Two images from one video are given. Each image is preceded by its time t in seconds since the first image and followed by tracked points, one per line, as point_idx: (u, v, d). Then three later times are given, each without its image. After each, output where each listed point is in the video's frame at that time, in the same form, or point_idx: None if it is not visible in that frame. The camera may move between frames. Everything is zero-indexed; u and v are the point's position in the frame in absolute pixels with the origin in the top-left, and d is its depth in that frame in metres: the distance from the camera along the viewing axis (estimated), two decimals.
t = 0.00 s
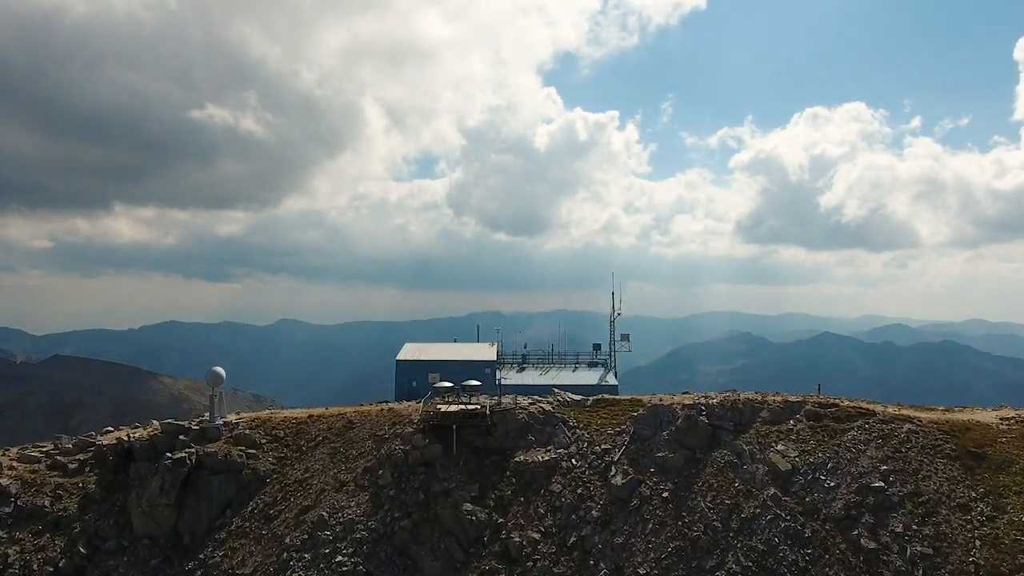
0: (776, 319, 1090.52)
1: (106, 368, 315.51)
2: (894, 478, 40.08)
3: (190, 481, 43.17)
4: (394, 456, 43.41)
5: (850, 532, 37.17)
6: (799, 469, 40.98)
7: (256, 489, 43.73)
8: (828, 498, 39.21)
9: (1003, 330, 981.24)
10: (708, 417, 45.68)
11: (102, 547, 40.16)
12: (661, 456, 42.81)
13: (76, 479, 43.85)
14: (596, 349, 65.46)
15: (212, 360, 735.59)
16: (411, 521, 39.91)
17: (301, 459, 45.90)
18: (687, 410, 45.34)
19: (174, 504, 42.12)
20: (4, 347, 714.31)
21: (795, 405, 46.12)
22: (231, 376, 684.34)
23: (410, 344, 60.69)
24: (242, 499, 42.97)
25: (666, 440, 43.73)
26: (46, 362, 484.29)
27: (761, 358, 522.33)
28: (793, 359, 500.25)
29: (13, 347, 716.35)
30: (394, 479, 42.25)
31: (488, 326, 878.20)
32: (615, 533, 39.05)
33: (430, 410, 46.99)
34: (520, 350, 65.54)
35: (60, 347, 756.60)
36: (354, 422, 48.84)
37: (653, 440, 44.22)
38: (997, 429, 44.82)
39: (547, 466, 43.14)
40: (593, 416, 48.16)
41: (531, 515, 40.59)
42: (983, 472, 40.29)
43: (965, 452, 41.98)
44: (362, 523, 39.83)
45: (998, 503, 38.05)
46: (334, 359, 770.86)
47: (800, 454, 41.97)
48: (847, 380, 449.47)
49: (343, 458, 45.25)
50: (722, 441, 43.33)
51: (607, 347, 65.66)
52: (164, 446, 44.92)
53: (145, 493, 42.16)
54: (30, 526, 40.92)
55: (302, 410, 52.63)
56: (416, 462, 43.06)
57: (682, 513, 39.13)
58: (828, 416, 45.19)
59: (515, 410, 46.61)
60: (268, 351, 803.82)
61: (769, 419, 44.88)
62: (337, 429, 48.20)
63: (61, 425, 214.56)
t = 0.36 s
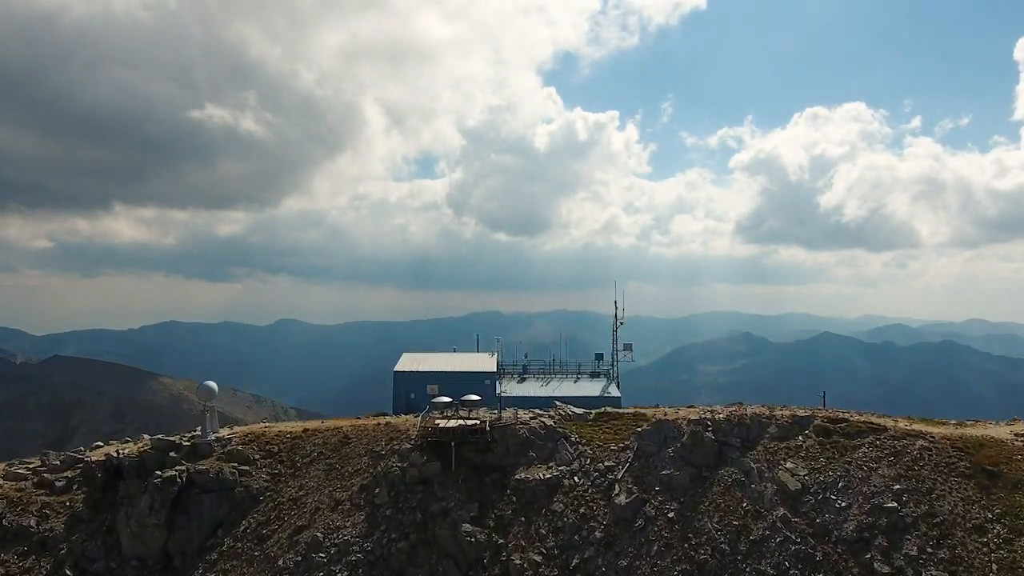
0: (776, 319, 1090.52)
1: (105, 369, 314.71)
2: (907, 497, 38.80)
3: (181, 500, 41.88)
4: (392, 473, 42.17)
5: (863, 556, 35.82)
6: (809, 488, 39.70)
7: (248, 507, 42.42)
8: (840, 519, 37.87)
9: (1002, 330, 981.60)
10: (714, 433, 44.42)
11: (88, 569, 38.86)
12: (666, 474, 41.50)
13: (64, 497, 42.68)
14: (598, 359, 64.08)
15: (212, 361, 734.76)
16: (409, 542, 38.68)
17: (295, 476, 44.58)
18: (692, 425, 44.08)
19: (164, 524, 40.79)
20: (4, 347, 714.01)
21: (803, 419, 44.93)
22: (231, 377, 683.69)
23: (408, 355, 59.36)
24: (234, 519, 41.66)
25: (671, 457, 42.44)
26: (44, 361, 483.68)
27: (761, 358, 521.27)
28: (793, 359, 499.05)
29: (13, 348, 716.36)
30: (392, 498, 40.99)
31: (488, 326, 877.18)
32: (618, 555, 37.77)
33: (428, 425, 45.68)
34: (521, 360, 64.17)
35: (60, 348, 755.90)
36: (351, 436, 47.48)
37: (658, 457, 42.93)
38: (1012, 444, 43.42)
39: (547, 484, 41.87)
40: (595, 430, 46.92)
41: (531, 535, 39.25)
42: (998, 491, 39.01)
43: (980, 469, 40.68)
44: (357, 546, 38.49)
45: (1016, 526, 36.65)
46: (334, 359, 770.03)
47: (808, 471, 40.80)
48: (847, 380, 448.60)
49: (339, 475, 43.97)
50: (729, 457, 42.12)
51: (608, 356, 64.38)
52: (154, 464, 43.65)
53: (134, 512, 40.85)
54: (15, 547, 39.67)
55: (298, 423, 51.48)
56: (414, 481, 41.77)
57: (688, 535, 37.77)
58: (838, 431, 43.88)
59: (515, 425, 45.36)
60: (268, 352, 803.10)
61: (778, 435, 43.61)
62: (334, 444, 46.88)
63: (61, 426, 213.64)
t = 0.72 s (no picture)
0: (775, 319, 1090.16)
1: (105, 369, 314.10)
2: (920, 517, 37.62)
3: (172, 520, 40.66)
4: (389, 491, 40.95)
5: None
6: (818, 508, 38.52)
7: (241, 526, 41.22)
8: (850, 540, 36.75)
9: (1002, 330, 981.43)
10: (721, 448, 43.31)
11: None
12: (671, 493, 40.30)
13: (52, 516, 41.53)
14: (600, 368, 62.74)
15: (212, 361, 733.98)
16: (406, 565, 37.45)
17: (290, 493, 43.23)
18: (698, 441, 42.91)
19: (155, 544, 39.63)
20: (4, 347, 714.06)
21: (811, 435, 43.80)
22: (231, 377, 683.25)
23: (406, 365, 58.15)
24: (226, 538, 40.44)
25: (677, 475, 41.20)
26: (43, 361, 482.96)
27: (761, 358, 520.33)
28: (794, 358, 498.11)
29: (14, 347, 716.57)
30: (388, 518, 39.82)
31: (488, 326, 876.43)
32: None
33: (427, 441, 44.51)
34: (522, 370, 62.94)
35: (60, 348, 755.11)
36: (348, 451, 46.27)
37: (663, 475, 41.74)
38: None
39: (550, 503, 40.63)
40: (598, 446, 45.72)
41: (533, 557, 38.10)
42: (1016, 511, 37.78)
43: (994, 488, 39.48)
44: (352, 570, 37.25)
45: None
46: (334, 359, 769.85)
47: (818, 489, 39.63)
48: (847, 380, 447.96)
49: (335, 492, 42.81)
50: (736, 475, 40.98)
51: (611, 366, 62.97)
52: (145, 481, 42.55)
53: (123, 533, 39.75)
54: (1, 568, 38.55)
55: (295, 436, 50.52)
56: (412, 500, 40.54)
57: (694, 558, 36.55)
58: (847, 448, 42.83)
59: (516, 440, 44.16)
60: (268, 352, 802.04)
61: (786, 452, 42.44)
62: (330, 459, 45.71)
63: (61, 426, 212.74)
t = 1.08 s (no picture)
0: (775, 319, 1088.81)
1: (105, 370, 313.31)
2: (934, 543, 36.43)
3: (162, 544, 39.46)
4: (386, 514, 39.71)
5: None
6: (829, 533, 37.30)
7: (233, 550, 39.95)
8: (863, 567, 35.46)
9: (1002, 330, 980.16)
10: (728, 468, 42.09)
11: None
12: (677, 516, 39.09)
13: (38, 539, 40.35)
14: (602, 382, 61.49)
15: (212, 361, 733.19)
16: None
17: (284, 515, 41.98)
18: (704, 462, 41.68)
19: (144, 570, 38.43)
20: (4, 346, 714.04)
21: (821, 456, 42.57)
22: (231, 378, 682.88)
23: (405, 378, 57.01)
24: (218, 563, 39.19)
25: (682, 497, 40.00)
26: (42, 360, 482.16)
27: (761, 358, 519.62)
28: (794, 358, 497.32)
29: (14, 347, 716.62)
30: (384, 542, 38.55)
31: (488, 326, 875.11)
32: None
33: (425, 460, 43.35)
34: (523, 384, 61.73)
35: (60, 348, 754.49)
36: (344, 470, 45.00)
37: (668, 497, 40.53)
38: None
39: (552, 526, 39.38)
40: (601, 465, 44.45)
41: None
42: None
43: (1010, 511, 38.24)
44: None
45: None
46: (334, 359, 769.59)
47: (828, 512, 38.39)
48: (847, 380, 447.09)
49: (330, 514, 41.50)
50: (744, 498, 39.74)
51: (613, 380, 61.72)
52: (135, 504, 41.37)
53: (111, 558, 38.54)
54: None
55: (290, 452, 49.34)
56: (410, 523, 39.37)
57: None
58: (857, 468, 41.64)
59: (517, 460, 42.99)
60: (268, 352, 800.99)
61: (795, 472, 41.25)
62: (326, 478, 44.44)
63: (61, 427, 211.57)
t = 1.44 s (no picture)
0: (775, 319, 1087.82)
1: (105, 371, 312.30)
2: (948, 565, 35.48)
3: (153, 566, 38.50)
4: (383, 533, 38.84)
5: None
6: (838, 554, 36.36)
7: (225, 571, 38.94)
8: None
9: (1002, 330, 979.84)
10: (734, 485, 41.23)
11: None
12: (681, 536, 38.13)
13: (28, 558, 39.42)
14: (605, 393, 60.62)
15: (213, 361, 732.37)
16: None
17: (280, 533, 41.04)
18: (710, 479, 40.81)
19: None
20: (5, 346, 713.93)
21: (828, 472, 41.82)
22: (231, 378, 682.37)
23: (404, 390, 56.34)
24: None
25: (687, 515, 39.07)
26: (42, 361, 481.37)
27: (762, 358, 518.98)
28: (794, 357, 496.36)
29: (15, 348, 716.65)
30: (382, 562, 37.66)
31: (488, 327, 873.97)
32: None
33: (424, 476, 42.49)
34: (524, 395, 60.82)
35: (60, 348, 753.33)
36: (342, 486, 44.03)
37: (673, 515, 39.60)
38: None
39: (553, 546, 38.44)
40: (603, 482, 43.59)
41: None
42: None
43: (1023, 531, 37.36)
44: None
45: None
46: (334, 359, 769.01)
47: (838, 533, 37.44)
48: (848, 380, 446.16)
49: (326, 532, 40.59)
50: (751, 517, 38.84)
51: (616, 390, 60.91)
52: (127, 522, 40.55)
53: None
54: None
55: (287, 466, 48.50)
56: (407, 543, 38.51)
57: None
58: (864, 484, 40.94)
59: (517, 477, 42.10)
60: (268, 351, 799.96)
61: (803, 491, 40.32)
62: (323, 495, 43.43)
63: (60, 427, 210.60)
